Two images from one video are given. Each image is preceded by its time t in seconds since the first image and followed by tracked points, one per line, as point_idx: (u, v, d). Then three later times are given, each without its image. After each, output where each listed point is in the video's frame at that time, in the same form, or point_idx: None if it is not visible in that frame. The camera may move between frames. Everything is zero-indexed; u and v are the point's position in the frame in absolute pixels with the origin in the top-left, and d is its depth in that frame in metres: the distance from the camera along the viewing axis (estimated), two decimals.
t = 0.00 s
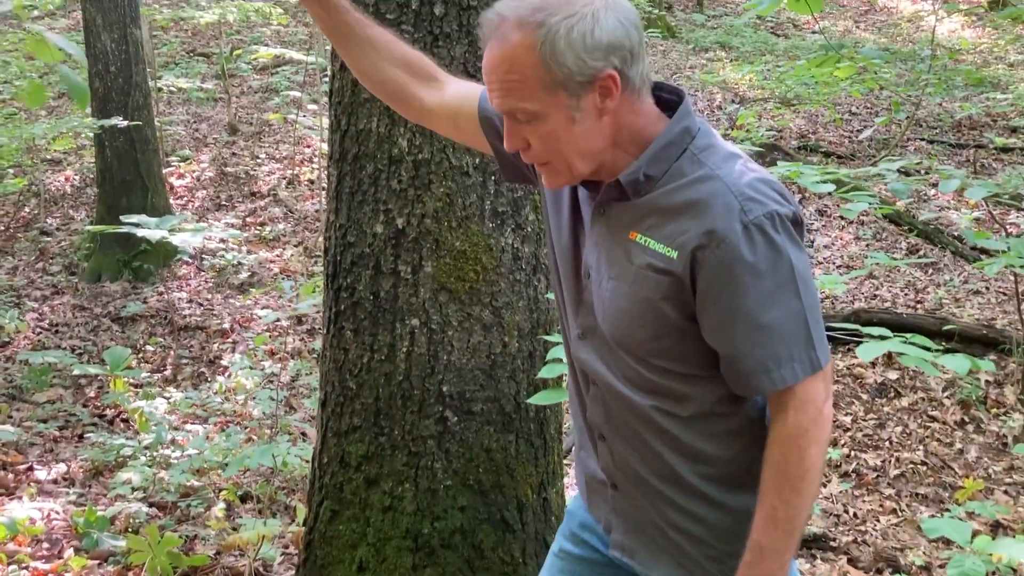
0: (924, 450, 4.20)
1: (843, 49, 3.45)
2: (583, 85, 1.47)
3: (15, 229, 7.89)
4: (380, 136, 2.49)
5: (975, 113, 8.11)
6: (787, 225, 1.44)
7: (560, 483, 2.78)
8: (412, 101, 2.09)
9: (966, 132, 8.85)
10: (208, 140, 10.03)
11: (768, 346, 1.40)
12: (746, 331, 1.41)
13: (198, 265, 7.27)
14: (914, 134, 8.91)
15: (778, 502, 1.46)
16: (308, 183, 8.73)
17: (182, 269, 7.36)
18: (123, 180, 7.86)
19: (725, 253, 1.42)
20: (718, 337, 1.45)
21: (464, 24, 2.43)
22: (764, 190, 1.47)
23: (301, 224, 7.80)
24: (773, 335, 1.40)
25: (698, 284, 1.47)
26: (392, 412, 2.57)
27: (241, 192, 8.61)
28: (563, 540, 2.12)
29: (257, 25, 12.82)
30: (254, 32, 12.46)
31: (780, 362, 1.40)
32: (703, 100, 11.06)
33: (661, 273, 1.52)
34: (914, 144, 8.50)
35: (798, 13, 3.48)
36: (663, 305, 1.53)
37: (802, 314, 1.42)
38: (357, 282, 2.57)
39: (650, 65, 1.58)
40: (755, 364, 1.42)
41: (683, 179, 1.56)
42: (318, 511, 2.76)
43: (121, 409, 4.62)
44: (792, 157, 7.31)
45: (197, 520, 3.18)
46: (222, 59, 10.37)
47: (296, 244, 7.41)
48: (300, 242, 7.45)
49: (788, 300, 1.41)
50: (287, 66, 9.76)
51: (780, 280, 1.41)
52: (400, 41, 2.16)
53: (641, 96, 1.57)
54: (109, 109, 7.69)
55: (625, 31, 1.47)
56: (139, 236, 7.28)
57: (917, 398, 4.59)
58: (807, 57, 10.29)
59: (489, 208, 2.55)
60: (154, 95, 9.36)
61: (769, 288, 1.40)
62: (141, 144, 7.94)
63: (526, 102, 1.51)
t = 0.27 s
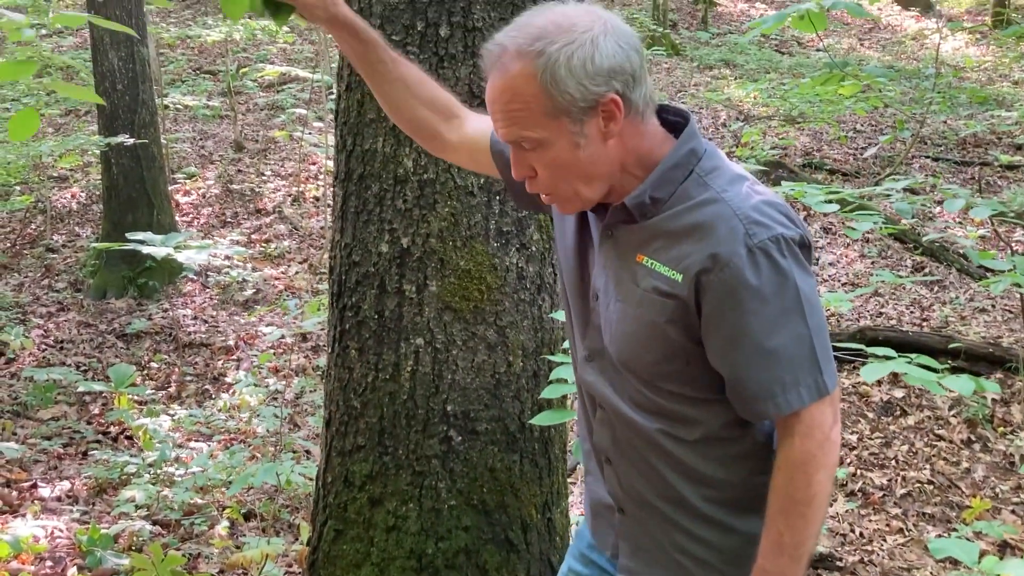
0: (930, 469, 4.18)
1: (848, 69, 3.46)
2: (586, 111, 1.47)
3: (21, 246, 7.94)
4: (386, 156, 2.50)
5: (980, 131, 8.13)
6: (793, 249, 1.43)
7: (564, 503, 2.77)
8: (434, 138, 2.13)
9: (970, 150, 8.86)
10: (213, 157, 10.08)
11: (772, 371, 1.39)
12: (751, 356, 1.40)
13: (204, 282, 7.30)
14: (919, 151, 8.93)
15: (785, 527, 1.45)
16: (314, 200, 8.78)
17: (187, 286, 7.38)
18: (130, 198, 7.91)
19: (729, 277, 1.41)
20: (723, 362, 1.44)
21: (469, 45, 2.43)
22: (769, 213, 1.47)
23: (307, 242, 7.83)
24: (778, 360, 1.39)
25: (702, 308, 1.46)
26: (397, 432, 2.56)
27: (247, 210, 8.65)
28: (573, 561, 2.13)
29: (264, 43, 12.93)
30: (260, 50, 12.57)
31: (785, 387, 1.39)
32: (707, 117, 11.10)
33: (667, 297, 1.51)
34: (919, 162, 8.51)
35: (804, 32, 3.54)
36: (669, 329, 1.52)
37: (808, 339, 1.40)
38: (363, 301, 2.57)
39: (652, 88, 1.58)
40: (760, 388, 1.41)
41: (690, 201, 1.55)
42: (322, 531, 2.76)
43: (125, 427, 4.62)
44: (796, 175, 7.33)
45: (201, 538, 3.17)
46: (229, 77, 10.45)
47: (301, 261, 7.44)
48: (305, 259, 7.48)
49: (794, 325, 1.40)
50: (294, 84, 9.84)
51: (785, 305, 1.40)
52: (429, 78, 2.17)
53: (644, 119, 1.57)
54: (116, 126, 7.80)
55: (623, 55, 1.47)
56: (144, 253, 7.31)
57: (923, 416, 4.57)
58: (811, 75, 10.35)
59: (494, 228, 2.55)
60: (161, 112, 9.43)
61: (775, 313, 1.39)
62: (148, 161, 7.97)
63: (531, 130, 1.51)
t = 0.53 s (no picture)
0: (940, 487, 4.16)
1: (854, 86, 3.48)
2: (615, 110, 1.47)
3: (30, 262, 7.97)
4: (395, 174, 2.51)
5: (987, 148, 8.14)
6: (811, 270, 1.41)
7: (572, 521, 2.77)
8: (447, 153, 2.12)
9: (978, 166, 8.87)
10: (222, 174, 10.12)
11: (787, 393, 1.39)
12: (767, 378, 1.40)
13: (211, 298, 7.32)
14: (926, 168, 8.95)
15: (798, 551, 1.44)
16: (321, 217, 8.82)
17: (195, 302, 7.40)
18: (138, 215, 7.95)
19: (746, 298, 1.40)
20: (739, 383, 1.43)
21: (479, 64, 2.42)
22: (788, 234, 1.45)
23: (314, 258, 7.86)
24: (794, 383, 1.38)
25: (719, 328, 1.45)
26: (406, 449, 2.56)
27: (254, 226, 8.69)
28: None
29: (272, 60, 13.04)
30: (268, 67, 12.66)
31: (801, 410, 1.39)
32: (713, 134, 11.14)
33: (683, 317, 1.51)
34: (926, 179, 8.51)
35: (810, 49, 3.55)
36: (687, 349, 1.52)
37: (824, 362, 1.39)
38: (372, 318, 2.57)
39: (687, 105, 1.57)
40: (775, 411, 1.40)
41: (707, 221, 1.55)
42: (331, 548, 2.75)
43: (133, 443, 4.63)
44: (803, 192, 7.34)
45: (208, 555, 3.16)
46: (237, 94, 10.53)
47: (308, 278, 7.46)
48: (313, 276, 7.50)
49: (811, 348, 1.39)
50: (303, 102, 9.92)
51: (802, 327, 1.39)
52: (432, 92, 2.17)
53: (671, 136, 1.56)
54: (125, 143, 7.79)
55: (668, 64, 1.46)
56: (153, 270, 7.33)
57: (933, 433, 4.55)
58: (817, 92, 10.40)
59: (503, 245, 2.55)
60: (170, 129, 9.48)
61: (792, 335, 1.38)
62: (157, 178, 8.01)
63: (558, 116, 1.52)
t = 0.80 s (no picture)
0: (951, 505, 4.14)
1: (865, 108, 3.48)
2: (670, 104, 1.49)
3: (41, 278, 8.02)
4: (406, 194, 2.52)
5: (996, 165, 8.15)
6: (834, 290, 1.43)
7: (582, 540, 2.77)
8: (466, 173, 2.12)
9: (986, 182, 8.88)
10: (232, 190, 10.17)
11: (808, 412, 1.40)
12: (787, 397, 1.41)
13: (221, 314, 7.36)
14: (935, 184, 8.95)
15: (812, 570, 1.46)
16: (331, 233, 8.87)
17: (205, 318, 7.43)
18: (149, 231, 8.01)
19: (770, 314, 1.41)
20: (761, 401, 1.44)
21: (488, 85, 2.44)
22: (811, 254, 1.46)
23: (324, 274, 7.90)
24: (815, 403, 1.39)
25: (742, 345, 1.46)
26: (416, 468, 2.56)
27: (264, 242, 8.74)
28: None
29: (282, 77, 13.15)
30: (278, 84, 12.77)
31: (821, 431, 1.40)
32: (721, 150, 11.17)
33: (705, 333, 1.51)
34: (934, 195, 8.52)
35: (817, 65, 3.57)
36: (707, 366, 1.52)
37: (845, 382, 1.41)
38: (382, 337, 2.58)
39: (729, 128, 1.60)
40: (795, 431, 1.41)
41: (728, 238, 1.55)
42: (340, 567, 2.74)
43: (142, 459, 4.65)
44: (812, 208, 7.35)
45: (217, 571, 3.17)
46: (247, 110, 10.61)
47: (317, 294, 7.49)
48: (322, 291, 7.54)
49: (832, 368, 1.40)
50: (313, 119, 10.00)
51: (823, 346, 1.41)
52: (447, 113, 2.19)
53: (709, 153, 1.57)
54: (136, 160, 7.85)
55: (732, 81, 1.50)
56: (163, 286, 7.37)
57: (943, 450, 4.54)
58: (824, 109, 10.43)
59: (512, 264, 2.55)
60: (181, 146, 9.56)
61: (815, 353, 1.40)
62: (167, 195, 8.08)
63: (611, 92, 1.53)
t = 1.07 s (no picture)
0: (961, 521, 4.13)
1: (871, 120, 3.50)
2: (701, 120, 1.52)
3: (50, 292, 8.08)
4: (415, 212, 2.52)
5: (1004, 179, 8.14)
6: (855, 307, 1.45)
7: (591, 558, 2.77)
8: (495, 206, 2.15)
9: (995, 196, 8.86)
10: (240, 205, 10.22)
11: (829, 430, 1.40)
12: (809, 413, 1.42)
13: (229, 328, 7.39)
14: (944, 197, 8.94)
15: None
16: (339, 247, 8.90)
17: (213, 331, 7.46)
18: (158, 245, 8.04)
19: (792, 331, 1.43)
20: (782, 418, 1.44)
21: (497, 104, 2.44)
22: (833, 272, 1.48)
23: (332, 288, 7.92)
24: (836, 420, 1.40)
25: (763, 361, 1.47)
26: (425, 485, 2.56)
27: (273, 256, 8.78)
28: None
29: (291, 92, 13.24)
30: (287, 99, 12.85)
31: (842, 449, 1.40)
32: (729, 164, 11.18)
33: (726, 350, 1.53)
34: (943, 209, 8.51)
35: (824, 79, 3.58)
36: (727, 383, 1.54)
37: (865, 401, 1.42)
38: (391, 354, 2.58)
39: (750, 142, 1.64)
40: (815, 450, 1.42)
41: (749, 255, 1.57)
42: None
43: (150, 473, 4.66)
44: (820, 222, 7.36)
45: None
46: (256, 124, 10.68)
47: (325, 307, 7.52)
48: (330, 305, 7.56)
49: (853, 386, 1.42)
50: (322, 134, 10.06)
51: (844, 363, 1.42)
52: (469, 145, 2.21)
53: (733, 169, 1.61)
54: (145, 174, 7.90)
55: (757, 97, 1.54)
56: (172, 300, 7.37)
57: (953, 466, 4.52)
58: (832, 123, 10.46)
59: (521, 281, 2.56)
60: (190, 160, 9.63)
61: (835, 370, 1.41)
62: (177, 210, 8.12)
63: (641, 110, 1.55)
